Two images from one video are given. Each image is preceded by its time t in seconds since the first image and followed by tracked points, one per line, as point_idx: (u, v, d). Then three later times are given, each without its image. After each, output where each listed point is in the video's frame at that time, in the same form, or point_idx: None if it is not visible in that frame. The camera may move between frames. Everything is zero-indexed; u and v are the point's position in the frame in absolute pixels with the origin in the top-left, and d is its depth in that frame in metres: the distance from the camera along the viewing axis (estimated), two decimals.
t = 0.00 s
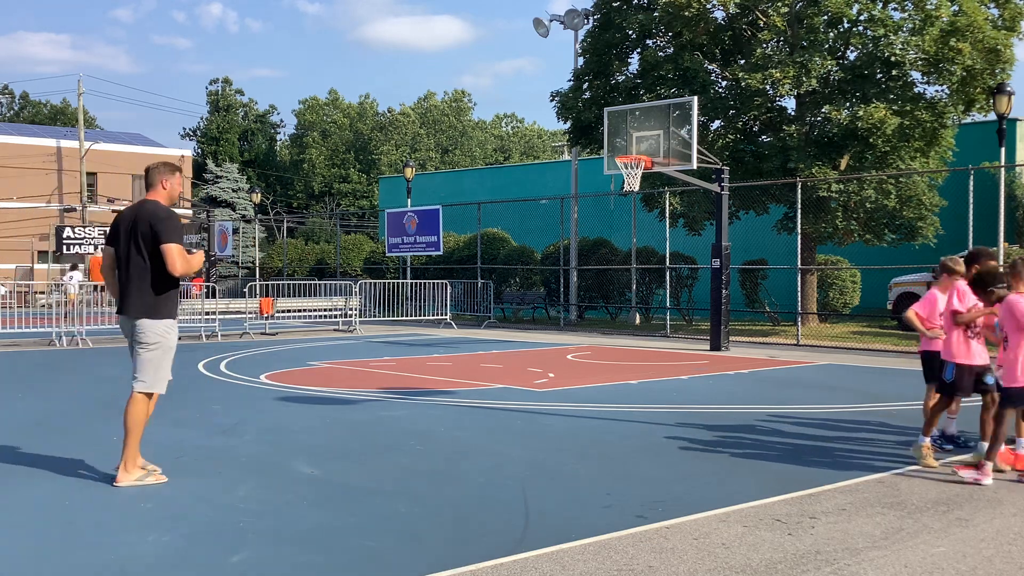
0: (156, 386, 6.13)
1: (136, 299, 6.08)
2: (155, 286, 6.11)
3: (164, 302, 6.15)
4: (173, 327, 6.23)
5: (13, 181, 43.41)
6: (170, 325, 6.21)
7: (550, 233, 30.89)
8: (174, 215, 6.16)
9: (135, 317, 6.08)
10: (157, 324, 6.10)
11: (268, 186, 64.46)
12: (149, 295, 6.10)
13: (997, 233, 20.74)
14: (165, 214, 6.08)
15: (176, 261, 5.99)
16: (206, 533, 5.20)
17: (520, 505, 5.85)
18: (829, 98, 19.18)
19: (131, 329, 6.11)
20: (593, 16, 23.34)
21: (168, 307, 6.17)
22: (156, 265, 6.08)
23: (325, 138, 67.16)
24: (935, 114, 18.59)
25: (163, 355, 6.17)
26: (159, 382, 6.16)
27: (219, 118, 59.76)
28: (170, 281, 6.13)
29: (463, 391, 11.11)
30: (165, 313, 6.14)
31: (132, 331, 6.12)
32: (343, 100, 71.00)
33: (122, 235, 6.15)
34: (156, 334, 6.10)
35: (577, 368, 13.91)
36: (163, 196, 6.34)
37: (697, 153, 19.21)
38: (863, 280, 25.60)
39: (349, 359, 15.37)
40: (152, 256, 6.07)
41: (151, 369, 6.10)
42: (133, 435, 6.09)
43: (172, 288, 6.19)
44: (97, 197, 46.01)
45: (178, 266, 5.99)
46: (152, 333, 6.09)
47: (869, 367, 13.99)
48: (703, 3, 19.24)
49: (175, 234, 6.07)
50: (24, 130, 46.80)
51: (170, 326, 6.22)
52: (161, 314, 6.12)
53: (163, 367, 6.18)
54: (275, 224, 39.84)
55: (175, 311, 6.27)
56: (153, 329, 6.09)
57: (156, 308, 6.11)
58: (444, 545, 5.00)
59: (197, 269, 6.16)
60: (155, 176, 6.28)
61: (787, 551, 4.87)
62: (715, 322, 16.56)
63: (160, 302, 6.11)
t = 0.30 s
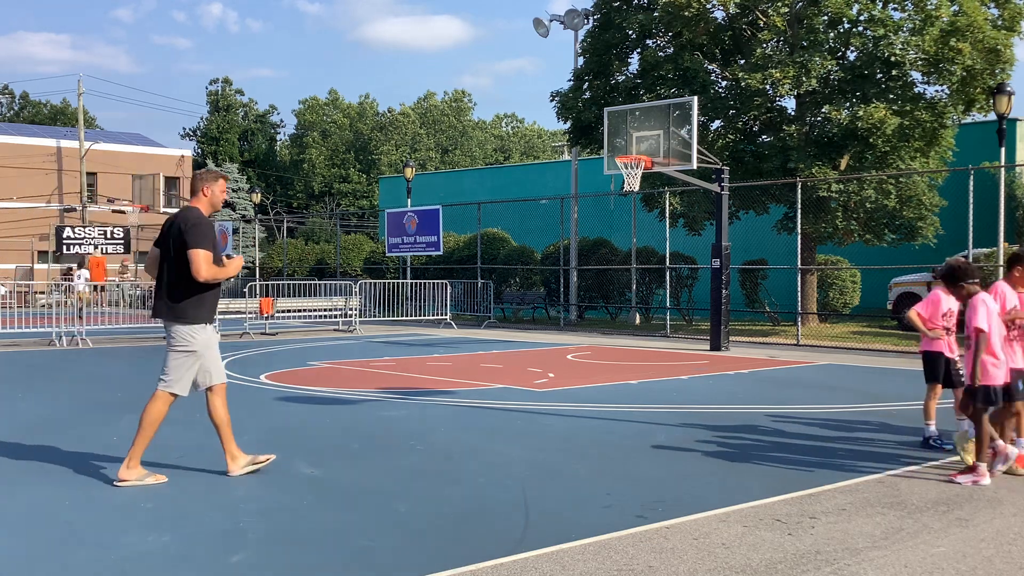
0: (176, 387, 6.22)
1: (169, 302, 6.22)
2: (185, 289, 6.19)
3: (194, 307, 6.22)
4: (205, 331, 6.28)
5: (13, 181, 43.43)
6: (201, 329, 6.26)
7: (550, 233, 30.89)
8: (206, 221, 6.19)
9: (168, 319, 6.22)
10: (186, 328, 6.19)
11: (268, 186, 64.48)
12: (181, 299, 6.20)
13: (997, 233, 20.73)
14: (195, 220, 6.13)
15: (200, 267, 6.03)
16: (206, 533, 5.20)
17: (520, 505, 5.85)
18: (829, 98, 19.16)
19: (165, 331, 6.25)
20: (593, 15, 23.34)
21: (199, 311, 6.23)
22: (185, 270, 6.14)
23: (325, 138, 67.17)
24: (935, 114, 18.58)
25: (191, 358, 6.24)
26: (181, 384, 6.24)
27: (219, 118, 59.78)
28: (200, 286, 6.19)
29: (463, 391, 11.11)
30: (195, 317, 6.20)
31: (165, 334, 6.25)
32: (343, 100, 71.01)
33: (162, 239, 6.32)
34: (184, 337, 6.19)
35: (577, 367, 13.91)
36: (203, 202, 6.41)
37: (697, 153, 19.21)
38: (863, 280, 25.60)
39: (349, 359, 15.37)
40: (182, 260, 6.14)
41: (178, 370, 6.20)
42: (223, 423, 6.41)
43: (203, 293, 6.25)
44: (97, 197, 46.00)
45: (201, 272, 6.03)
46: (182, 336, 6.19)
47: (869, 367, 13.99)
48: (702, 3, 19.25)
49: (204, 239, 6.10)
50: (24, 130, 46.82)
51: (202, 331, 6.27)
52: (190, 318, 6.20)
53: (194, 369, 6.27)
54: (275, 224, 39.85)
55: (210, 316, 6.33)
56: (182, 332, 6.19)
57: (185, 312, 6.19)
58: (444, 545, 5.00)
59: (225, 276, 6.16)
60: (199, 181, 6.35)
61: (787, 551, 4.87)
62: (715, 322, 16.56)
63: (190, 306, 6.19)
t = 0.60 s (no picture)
0: (261, 378, 6.34)
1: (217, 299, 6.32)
2: (229, 285, 6.28)
3: (238, 302, 6.27)
4: (257, 325, 6.32)
5: (13, 180, 43.45)
6: (255, 321, 6.30)
7: (550, 233, 30.88)
8: (245, 218, 6.31)
9: (217, 316, 6.31)
10: (238, 322, 6.25)
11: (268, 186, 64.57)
12: (226, 295, 6.29)
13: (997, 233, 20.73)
14: (233, 216, 6.25)
15: (235, 260, 6.12)
16: (206, 532, 5.20)
17: (521, 505, 5.85)
18: (829, 98, 19.16)
19: (221, 331, 6.32)
20: (593, 15, 23.34)
21: (243, 306, 6.28)
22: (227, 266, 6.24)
23: (325, 138, 67.17)
24: (935, 114, 18.58)
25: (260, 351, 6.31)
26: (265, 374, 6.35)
27: (219, 118, 59.87)
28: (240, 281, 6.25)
29: (463, 391, 11.11)
30: (240, 312, 6.25)
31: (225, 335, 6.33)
32: (343, 100, 70.99)
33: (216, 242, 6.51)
34: (240, 332, 6.25)
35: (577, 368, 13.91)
36: (251, 203, 6.55)
37: (697, 153, 19.21)
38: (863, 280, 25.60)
39: (349, 359, 15.36)
40: (223, 257, 6.25)
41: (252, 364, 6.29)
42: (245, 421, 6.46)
43: (246, 288, 6.30)
44: (97, 197, 46.00)
45: (235, 265, 6.11)
46: (236, 331, 6.26)
47: (869, 367, 13.98)
48: (702, 3, 19.25)
49: (241, 234, 6.20)
50: (24, 130, 46.81)
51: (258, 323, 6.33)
52: (235, 313, 6.25)
53: (258, 363, 6.31)
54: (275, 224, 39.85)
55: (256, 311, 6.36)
56: (232, 329, 6.27)
57: (230, 307, 6.26)
58: (444, 545, 4.99)
59: (262, 269, 6.19)
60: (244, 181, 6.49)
61: (787, 551, 4.87)
62: (715, 322, 16.56)
63: (234, 301, 6.25)
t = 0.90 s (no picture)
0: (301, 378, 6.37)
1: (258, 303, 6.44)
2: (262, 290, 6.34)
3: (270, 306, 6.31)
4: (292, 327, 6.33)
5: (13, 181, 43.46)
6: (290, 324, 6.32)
7: (550, 233, 30.87)
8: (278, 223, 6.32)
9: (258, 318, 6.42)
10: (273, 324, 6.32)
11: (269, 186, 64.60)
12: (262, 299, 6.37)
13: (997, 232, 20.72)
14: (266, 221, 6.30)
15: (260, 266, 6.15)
16: (205, 533, 5.20)
17: (520, 505, 5.85)
18: (829, 98, 19.16)
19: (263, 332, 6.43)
20: (593, 15, 23.34)
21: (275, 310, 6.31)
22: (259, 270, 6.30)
23: (325, 138, 67.16)
24: (935, 114, 18.59)
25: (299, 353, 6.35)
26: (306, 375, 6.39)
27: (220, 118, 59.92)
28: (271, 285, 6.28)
29: (463, 391, 11.11)
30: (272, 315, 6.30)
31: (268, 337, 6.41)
32: (343, 100, 70.99)
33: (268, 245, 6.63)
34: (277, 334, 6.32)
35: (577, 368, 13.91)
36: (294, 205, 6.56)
37: (697, 153, 19.21)
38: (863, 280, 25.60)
39: (348, 359, 15.36)
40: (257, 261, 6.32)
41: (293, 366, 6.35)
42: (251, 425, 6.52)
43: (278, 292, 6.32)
44: (97, 197, 46.00)
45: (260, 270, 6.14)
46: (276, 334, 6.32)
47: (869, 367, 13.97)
48: (702, 3, 19.27)
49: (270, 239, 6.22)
50: (24, 130, 46.81)
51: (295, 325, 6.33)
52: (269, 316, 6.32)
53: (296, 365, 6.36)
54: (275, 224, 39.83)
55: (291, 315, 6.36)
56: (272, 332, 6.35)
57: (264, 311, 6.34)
58: (444, 545, 4.99)
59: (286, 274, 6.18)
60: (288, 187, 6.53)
61: (787, 551, 4.87)
62: (715, 322, 16.55)
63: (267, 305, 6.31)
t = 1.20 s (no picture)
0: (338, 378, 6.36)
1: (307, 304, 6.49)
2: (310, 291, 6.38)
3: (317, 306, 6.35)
4: (340, 325, 6.37)
5: (13, 181, 43.48)
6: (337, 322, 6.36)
7: (550, 233, 30.87)
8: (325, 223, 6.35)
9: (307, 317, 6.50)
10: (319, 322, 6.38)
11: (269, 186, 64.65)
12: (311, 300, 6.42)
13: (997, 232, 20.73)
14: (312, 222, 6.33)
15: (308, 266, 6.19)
16: (205, 533, 5.20)
17: (520, 505, 5.85)
18: (829, 98, 19.18)
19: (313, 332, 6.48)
20: (593, 15, 23.33)
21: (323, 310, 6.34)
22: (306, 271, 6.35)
23: (325, 138, 67.17)
24: (935, 114, 18.59)
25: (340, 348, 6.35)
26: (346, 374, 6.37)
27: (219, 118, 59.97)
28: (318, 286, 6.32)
29: (463, 391, 11.11)
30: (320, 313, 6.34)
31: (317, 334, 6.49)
32: (343, 100, 70.99)
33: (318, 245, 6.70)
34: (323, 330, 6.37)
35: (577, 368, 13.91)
36: (339, 205, 6.59)
37: (697, 153, 19.21)
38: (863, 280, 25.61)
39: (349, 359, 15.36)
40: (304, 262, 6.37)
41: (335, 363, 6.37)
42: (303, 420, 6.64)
43: (327, 292, 6.36)
44: (97, 197, 46.01)
45: (308, 271, 6.18)
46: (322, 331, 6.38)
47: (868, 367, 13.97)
48: (702, 3, 19.27)
49: (317, 240, 6.26)
50: (24, 130, 46.82)
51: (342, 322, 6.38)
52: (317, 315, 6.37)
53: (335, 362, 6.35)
54: (275, 224, 39.82)
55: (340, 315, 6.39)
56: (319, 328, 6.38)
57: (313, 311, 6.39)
58: (444, 545, 4.99)
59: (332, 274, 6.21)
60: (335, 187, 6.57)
61: (787, 551, 4.88)
62: (715, 322, 16.56)
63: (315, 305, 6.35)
